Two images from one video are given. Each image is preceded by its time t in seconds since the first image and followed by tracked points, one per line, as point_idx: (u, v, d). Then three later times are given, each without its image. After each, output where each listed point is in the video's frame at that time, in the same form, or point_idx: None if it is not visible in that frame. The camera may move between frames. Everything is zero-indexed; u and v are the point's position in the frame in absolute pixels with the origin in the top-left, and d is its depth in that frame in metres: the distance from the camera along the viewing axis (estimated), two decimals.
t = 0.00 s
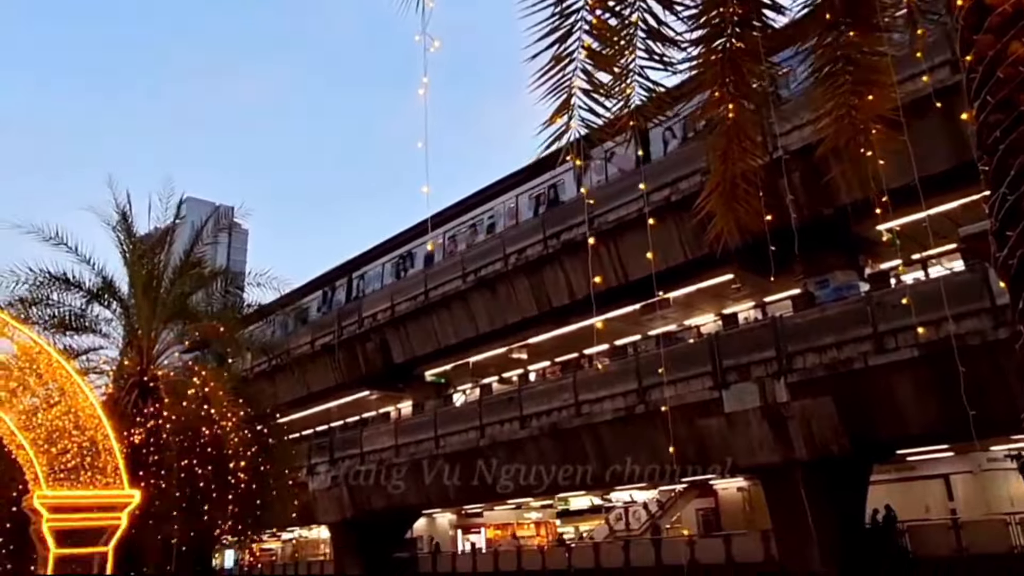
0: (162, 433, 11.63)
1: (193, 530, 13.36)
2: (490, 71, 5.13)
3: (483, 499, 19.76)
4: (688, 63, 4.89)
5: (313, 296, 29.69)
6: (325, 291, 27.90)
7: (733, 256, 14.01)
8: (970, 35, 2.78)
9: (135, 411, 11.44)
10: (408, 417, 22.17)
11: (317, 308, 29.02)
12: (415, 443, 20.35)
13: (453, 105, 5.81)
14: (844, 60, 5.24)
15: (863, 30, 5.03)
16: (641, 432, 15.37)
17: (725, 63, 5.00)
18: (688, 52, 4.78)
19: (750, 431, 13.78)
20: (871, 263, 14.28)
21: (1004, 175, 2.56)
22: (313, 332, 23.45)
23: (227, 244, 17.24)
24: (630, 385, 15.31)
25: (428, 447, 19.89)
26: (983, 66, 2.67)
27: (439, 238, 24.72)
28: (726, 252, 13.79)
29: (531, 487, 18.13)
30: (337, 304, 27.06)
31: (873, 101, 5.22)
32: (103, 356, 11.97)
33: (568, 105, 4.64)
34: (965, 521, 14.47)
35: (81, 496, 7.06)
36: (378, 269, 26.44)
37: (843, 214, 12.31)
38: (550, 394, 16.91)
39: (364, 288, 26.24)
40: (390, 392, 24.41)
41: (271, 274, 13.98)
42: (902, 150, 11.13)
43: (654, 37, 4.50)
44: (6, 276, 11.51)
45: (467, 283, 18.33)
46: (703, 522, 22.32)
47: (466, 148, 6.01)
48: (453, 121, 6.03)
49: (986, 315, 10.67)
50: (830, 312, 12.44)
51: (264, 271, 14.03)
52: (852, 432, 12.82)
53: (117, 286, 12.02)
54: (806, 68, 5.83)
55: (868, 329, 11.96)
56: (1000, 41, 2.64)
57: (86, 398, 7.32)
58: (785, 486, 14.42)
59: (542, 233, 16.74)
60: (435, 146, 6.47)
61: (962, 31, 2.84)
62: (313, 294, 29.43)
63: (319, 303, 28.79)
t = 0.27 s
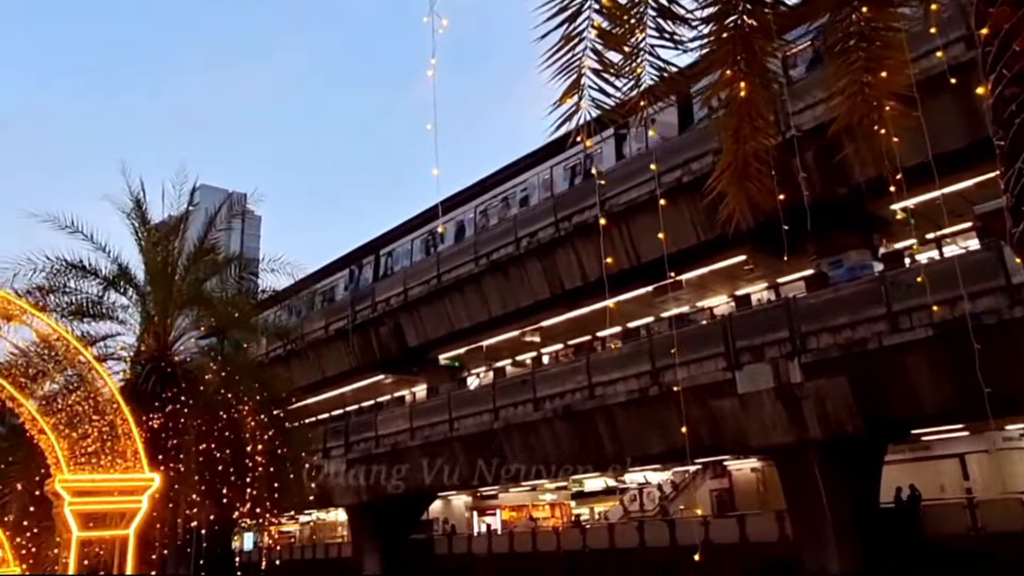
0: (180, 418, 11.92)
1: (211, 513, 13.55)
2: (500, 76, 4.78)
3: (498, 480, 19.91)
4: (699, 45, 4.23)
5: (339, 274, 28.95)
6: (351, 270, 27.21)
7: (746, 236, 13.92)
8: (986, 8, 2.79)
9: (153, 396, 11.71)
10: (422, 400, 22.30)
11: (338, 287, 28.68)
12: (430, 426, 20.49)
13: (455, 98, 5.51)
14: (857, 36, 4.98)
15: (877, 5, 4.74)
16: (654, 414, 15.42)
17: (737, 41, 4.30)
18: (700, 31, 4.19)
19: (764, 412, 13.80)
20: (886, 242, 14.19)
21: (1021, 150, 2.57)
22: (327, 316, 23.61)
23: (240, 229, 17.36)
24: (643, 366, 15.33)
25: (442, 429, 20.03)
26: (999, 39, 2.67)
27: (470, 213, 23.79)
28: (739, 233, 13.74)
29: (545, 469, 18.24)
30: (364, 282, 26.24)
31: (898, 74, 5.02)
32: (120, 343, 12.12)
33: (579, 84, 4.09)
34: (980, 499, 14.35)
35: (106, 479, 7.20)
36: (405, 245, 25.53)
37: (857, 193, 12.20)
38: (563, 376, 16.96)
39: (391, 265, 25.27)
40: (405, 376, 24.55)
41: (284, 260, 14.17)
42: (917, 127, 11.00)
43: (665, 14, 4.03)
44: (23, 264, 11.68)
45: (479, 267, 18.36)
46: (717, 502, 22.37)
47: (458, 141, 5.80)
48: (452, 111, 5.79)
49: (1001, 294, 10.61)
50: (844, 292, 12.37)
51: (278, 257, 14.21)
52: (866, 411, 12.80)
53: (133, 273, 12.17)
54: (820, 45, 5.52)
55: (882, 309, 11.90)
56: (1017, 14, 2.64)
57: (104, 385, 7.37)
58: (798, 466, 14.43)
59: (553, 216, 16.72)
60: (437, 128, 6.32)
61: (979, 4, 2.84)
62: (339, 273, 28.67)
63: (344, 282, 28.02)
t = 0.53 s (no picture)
0: (199, 402, 12.00)
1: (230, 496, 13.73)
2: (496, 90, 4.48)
3: (513, 463, 20.03)
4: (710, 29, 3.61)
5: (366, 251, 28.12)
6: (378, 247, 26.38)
7: (759, 217, 13.82)
8: None
9: (171, 381, 11.70)
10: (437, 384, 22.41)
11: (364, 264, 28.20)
12: (445, 409, 20.62)
13: (455, 87, 5.15)
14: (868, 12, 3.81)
15: None
16: (668, 396, 15.45)
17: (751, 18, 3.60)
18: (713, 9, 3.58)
19: (778, 394, 13.81)
20: (901, 223, 14.11)
21: None
22: (342, 302, 23.71)
23: (255, 215, 17.49)
24: (656, 349, 15.34)
25: (457, 413, 20.14)
26: (1017, 12, 2.73)
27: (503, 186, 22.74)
28: (752, 215, 13.71)
29: (560, 452, 18.33)
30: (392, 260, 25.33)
31: (911, 58, 3.96)
32: (138, 329, 12.27)
33: (591, 63, 3.56)
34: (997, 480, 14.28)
35: (127, 463, 7.30)
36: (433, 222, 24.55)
37: (872, 173, 12.11)
38: (577, 360, 17.01)
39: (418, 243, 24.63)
40: (419, 360, 24.67)
41: (298, 245, 14.25)
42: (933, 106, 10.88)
43: None
44: (41, 252, 11.79)
45: (492, 251, 18.40)
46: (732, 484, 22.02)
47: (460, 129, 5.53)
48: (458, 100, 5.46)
49: (1019, 274, 10.51)
50: (859, 274, 12.26)
51: (292, 242, 14.28)
52: (881, 392, 12.79)
53: (148, 260, 12.34)
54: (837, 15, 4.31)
55: (897, 290, 11.83)
56: None
57: (123, 370, 7.44)
58: (813, 448, 14.41)
59: (566, 199, 16.71)
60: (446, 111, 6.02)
61: None
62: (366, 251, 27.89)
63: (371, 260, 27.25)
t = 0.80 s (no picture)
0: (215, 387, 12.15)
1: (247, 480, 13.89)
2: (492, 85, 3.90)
3: (527, 447, 20.15)
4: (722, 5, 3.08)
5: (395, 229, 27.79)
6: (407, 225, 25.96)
7: (773, 200, 13.73)
8: None
9: (188, 366, 11.97)
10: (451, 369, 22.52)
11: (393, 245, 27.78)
12: (459, 394, 20.71)
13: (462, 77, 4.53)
14: None
15: None
16: (682, 381, 15.46)
17: None
18: None
19: (792, 378, 13.80)
20: (917, 206, 14.02)
21: None
22: (356, 287, 23.81)
23: (269, 202, 17.61)
24: (670, 334, 15.32)
25: (471, 398, 20.24)
26: None
27: (539, 161, 22.20)
28: (766, 199, 13.65)
29: (573, 436, 18.42)
30: (421, 238, 25.03)
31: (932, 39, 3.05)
32: (154, 315, 12.40)
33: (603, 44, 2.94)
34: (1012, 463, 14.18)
35: (143, 448, 7.43)
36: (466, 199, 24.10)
37: (888, 156, 12.01)
38: (590, 344, 17.04)
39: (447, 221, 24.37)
40: (433, 345, 24.77)
41: (313, 231, 14.39)
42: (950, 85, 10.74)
43: None
44: (59, 239, 11.92)
45: (505, 237, 18.39)
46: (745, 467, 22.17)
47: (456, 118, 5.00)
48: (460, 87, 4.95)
49: None
50: (874, 257, 12.18)
51: (306, 228, 14.41)
52: (895, 375, 12.74)
53: (164, 247, 12.47)
54: None
55: (912, 273, 11.76)
56: None
57: (140, 355, 7.52)
58: (827, 432, 14.40)
59: (579, 184, 16.68)
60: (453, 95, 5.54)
61: None
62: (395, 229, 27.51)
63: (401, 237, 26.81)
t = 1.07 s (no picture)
0: (235, 370, 12.32)
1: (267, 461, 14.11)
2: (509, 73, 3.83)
3: (543, 429, 20.28)
4: None
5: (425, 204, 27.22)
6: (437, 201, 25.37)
7: (791, 182, 13.63)
8: None
9: (208, 349, 12.17)
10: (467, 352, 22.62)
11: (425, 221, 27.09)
12: (475, 377, 20.81)
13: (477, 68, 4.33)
14: None
15: None
16: (698, 364, 15.45)
17: None
18: None
19: (809, 360, 13.77)
20: (937, 188, 13.90)
21: None
22: (373, 271, 23.90)
23: (286, 187, 17.73)
24: (686, 317, 15.29)
25: (488, 381, 20.34)
26: None
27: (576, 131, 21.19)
28: (784, 180, 13.53)
29: (589, 419, 18.51)
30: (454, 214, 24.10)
31: (950, 17, 3.01)
32: (174, 299, 12.56)
33: (618, 27, 2.95)
34: None
35: (164, 431, 7.57)
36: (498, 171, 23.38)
37: (908, 138, 11.86)
38: (606, 328, 17.05)
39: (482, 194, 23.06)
40: (450, 328, 24.88)
41: (330, 216, 14.55)
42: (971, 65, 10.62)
43: None
44: (79, 224, 12.08)
45: (521, 220, 18.38)
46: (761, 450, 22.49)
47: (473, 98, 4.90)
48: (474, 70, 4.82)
49: None
50: (892, 240, 12.08)
51: (323, 213, 14.58)
52: (913, 358, 12.67)
53: (183, 232, 12.64)
54: None
55: (931, 256, 11.66)
56: None
57: (160, 337, 7.55)
58: (844, 415, 14.38)
59: (594, 167, 16.63)
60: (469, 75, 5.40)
61: None
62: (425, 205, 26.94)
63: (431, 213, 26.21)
